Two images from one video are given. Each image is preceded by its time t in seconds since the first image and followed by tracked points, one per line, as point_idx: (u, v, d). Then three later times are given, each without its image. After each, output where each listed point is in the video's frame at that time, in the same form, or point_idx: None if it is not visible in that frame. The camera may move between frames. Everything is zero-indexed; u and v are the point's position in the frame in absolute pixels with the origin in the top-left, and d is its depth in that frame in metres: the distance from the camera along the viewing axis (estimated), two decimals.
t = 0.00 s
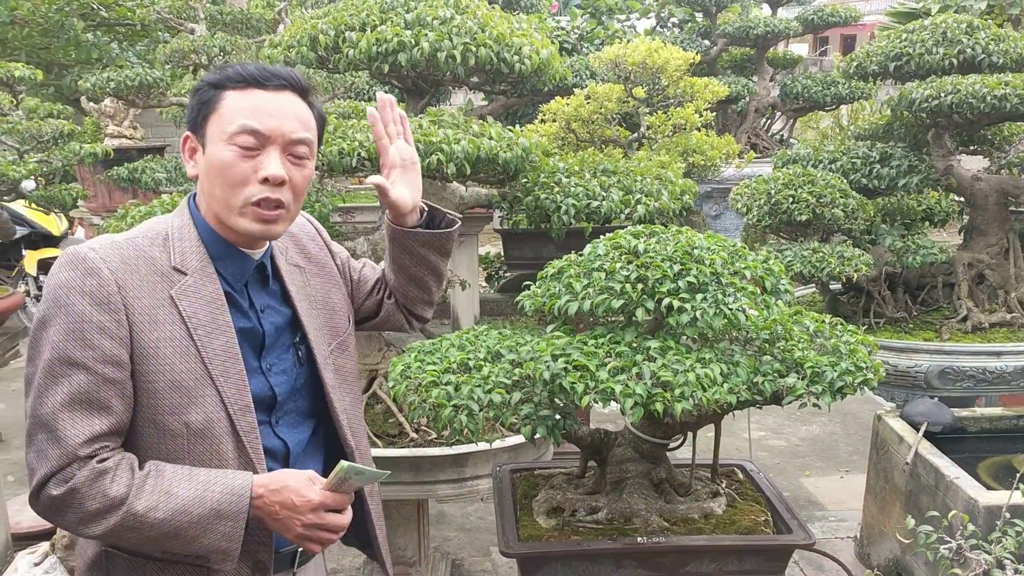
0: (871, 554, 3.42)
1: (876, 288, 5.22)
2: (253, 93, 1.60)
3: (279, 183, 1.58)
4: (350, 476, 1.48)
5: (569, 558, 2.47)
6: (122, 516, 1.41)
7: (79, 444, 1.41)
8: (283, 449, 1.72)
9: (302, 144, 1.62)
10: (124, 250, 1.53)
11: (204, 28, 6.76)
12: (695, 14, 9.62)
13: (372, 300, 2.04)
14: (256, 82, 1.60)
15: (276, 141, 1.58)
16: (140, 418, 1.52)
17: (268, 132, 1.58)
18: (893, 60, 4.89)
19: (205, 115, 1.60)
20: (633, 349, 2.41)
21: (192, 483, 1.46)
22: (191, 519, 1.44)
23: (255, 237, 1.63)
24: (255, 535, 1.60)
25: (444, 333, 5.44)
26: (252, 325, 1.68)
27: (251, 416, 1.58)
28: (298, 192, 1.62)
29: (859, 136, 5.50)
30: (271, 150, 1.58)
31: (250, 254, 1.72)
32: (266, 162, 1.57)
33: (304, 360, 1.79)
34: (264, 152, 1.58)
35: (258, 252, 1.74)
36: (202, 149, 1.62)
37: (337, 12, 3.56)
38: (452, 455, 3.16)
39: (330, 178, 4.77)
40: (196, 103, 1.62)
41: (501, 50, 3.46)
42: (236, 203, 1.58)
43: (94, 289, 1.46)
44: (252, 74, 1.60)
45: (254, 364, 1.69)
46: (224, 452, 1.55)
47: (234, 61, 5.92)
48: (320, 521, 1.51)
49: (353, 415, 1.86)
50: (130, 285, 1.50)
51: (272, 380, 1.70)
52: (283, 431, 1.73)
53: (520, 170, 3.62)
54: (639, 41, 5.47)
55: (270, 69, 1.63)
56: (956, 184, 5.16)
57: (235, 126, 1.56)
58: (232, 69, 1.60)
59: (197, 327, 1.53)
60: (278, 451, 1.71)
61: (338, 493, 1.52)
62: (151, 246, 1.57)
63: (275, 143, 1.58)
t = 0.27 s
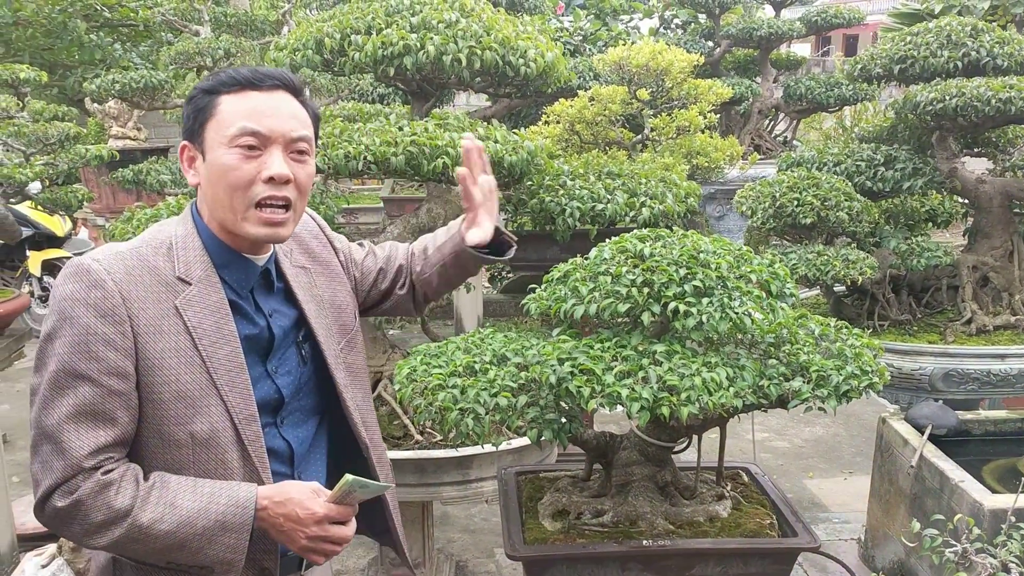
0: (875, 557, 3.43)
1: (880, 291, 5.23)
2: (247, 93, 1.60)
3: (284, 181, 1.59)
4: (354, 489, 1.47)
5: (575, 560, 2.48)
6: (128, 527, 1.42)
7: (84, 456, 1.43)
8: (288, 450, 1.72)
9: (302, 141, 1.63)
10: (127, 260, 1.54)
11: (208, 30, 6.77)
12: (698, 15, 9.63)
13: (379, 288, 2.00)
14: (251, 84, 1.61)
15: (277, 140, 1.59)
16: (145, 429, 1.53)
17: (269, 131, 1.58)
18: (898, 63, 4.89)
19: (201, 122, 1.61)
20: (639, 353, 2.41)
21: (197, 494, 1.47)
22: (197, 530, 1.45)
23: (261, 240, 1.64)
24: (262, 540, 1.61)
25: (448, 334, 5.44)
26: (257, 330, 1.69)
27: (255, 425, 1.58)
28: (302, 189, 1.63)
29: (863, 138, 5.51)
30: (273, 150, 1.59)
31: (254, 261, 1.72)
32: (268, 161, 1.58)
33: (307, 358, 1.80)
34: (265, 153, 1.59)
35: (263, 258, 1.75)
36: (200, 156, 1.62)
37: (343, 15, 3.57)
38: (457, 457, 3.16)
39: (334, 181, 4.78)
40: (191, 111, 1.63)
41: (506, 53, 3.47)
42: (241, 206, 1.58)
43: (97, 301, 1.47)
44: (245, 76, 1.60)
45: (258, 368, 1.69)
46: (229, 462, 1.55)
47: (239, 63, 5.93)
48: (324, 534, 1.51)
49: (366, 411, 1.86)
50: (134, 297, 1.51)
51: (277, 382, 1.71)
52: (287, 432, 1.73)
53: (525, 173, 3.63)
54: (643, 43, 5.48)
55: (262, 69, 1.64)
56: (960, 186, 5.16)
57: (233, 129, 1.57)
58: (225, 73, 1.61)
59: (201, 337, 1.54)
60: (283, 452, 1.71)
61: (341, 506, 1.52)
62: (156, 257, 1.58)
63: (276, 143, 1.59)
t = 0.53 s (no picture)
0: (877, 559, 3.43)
1: (881, 292, 5.23)
2: (236, 97, 1.61)
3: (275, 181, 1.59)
4: (350, 493, 1.46)
5: (576, 563, 2.49)
6: (123, 529, 1.43)
7: (80, 458, 1.43)
8: (286, 450, 1.73)
9: (292, 141, 1.64)
10: (125, 264, 1.55)
11: (211, 31, 6.78)
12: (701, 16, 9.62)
13: (381, 279, 2.05)
14: (239, 86, 1.61)
15: (267, 141, 1.60)
16: (142, 431, 1.54)
17: (258, 131, 1.59)
18: (899, 65, 4.89)
19: (192, 127, 1.62)
20: (641, 356, 2.42)
21: (194, 497, 1.48)
22: (193, 533, 1.46)
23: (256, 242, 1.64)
24: (260, 544, 1.61)
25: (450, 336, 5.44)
26: (256, 332, 1.69)
27: (252, 429, 1.58)
28: (294, 189, 1.63)
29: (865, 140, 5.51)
30: (263, 151, 1.59)
31: (253, 263, 1.73)
32: (258, 162, 1.58)
33: (308, 355, 1.80)
34: (255, 154, 1.59)
35: (262, 260, 1.75)
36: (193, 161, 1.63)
37: (345, 18, 3.58)
38: (459, 460, 3.17)
39: (336, 182, 4.79)
40: (182, 117, 1.64)
41: (508, 56, 3.47)
42: (234, 208, 1.59)
43: (95, 305, 1.47)
44: (233, 78, 1.61)
45: (257, 369, 1.70)
46: (225, 465, 1.56)
47: (242, 65, 5.94)
48: (320, 538, 1.51)
49: (366, 408, 1.86)
50: (131, 300, 1.52)
51: (277, 382, 1.71)
52: (286, 431, 1.74)
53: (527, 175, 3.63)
54: (645, 44, 5.49)
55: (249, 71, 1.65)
56: (962, 188, 5.16)
57: (223, 132, 1.58)
58: (213, 78, 1.62)
59: (198, 341, 1.54)
60: (280, 451, 1.72)
61: (337, 509, 1.51)
62: (154, 261, 1.59)
63: (266, 143, 1.60)
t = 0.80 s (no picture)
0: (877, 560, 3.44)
1: (882, 293, 5.23)
2: (252, 99, 1.62)
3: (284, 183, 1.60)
4: (357, 491, 1.49)
5: (577, 564, 2.49)
6: (132, 529, 1.43)
7: (88, 459, 1.44)
8: (289, 450, 1.74)
9: (304, 147, 1.65)
10: (132, 266, 1.55)
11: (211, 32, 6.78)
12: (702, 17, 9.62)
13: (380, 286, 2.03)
14: (255, 89, 1.62)
15: (279, 143, 1.61)
16: (148, 433, 1.54)
17: (270, 134, 1.60)
18: (900, 66, 4.89)
19: (204, 126, 1.62)
20: (641, 357, 2.42)
21: (200, 497, 1.48)
22: (200, 533, 1.46)
23: (262, 242, 1.65)
24: (265, 544, 1.61)
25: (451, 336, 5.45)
26: (260, 333, 1.69)
27: (256, 430, 1.59)
28: (303, 193, 1.64)
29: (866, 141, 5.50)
30: (274, 153, 1.60)
31: (259, 265, 1.74)
32: (269, 164, 1.59)
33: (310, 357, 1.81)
34: (266, 156, 1.60)
35: (267, 262, 1.76)
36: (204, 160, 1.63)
37: (346, 19, 3.58)
38: (460, 460, 3.17)
39: (337, 183, 4.80)
40: (195, 116, 1.64)
41: (508, 57, 3.48)
42: (242, 207, 1.59)
43: (102, 306, 1.48)
44: (250, 82, 1.62)
45: (262, 369, 1.70)
46: (230, 466, 1.56)
47: (242, 66, 5.95)
48: (328, 535, 1.54)
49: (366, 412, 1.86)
50: (139, 302, 1.52)
51: (281, 383, 1.72)
52: (289, 431, 1.75)
53: (527, 176, 3.63)
54: (646, 45, 5.48)
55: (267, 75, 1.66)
56: (963, 189, 5.16)
57: (236, 133, 1.59)
58: (230, 79, 1.63)
59: (204, 343, 1.55)
60: (283, 452, 1.73)
61: (344, 507, 1.54)
62: (160, 263, 1.59)
63: (277, 146, 1.61)
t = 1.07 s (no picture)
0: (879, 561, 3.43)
1: (884, 294, 5.23)
2: (208, 93, 1.64)
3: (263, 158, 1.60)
4: (358, 490, 1.47)
5: (579, 565, 2.49)
6: (132, 530, 1.44)
7: (88, 460, 1.44)
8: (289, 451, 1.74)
9: (272, 122, 1.66)
10: (131, 268, 1.56)
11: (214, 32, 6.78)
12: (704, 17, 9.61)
13: (399, 278, 2.04)
14: (207, 84, 1.64)
15: (248, 124, 1.61)
16: (147, 434, 1.55)
17: (237, 117, 1.61)
18: (902, 67, 4.89)
19: (172, 133, 1.64)
20: (643, 359, 2.42)
21: (200, 498, 1.49)
22: (200, 534, 1.47)
23: (257, 225, 1.64)
24: (267, 546, 1.62)
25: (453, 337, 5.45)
26: (259, 333, 1.70)
27: (256, 431, 1.59)
28: (284, 167, 1.64)
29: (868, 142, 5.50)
30: (245, 133, 1.61)
31: (256, 263, 1.74)
32: (242, 144, 1.60)
33: (312, 357, 1.81)
34: (238, 138, 1.61)
35: (265, 260, 1.77)
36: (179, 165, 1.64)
37: (348, 20, 3.59)
38: (461, 462, 3.17)
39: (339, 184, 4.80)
40: (161, 130, 1.66)
41: (511, 58, 3.47)
42: (228, 193, 1.59)
43: (102, 308, 1.48)
44: (201, 79, 1.65)
45: (261, 370, 1.71)
46: (230, 468, 1.57)
47: (244, 66, 5.95)
48: (328, 535, 1.53)
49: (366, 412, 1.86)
50: (137, 303, 1.52)
51: (280, 383, 1.72)
52: (289, 432, 1.75)
53: (529, 177, 3.63)
54: (648, 46, 5.48)
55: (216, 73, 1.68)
56: (965, 190, 5.16)
57: (202, 124, 1.60)
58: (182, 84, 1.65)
59: (204, 344, 1.55)
60: (283, 453, 1.73)
61: (346, 506, 1.53)
62: (159, 264, 1.60)
63: (247, 126, 1.61)
